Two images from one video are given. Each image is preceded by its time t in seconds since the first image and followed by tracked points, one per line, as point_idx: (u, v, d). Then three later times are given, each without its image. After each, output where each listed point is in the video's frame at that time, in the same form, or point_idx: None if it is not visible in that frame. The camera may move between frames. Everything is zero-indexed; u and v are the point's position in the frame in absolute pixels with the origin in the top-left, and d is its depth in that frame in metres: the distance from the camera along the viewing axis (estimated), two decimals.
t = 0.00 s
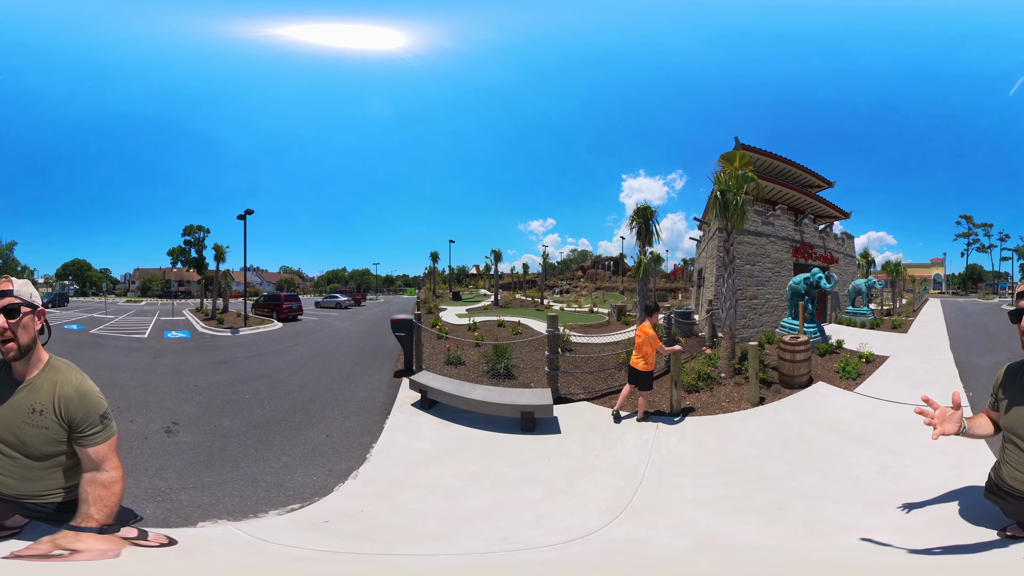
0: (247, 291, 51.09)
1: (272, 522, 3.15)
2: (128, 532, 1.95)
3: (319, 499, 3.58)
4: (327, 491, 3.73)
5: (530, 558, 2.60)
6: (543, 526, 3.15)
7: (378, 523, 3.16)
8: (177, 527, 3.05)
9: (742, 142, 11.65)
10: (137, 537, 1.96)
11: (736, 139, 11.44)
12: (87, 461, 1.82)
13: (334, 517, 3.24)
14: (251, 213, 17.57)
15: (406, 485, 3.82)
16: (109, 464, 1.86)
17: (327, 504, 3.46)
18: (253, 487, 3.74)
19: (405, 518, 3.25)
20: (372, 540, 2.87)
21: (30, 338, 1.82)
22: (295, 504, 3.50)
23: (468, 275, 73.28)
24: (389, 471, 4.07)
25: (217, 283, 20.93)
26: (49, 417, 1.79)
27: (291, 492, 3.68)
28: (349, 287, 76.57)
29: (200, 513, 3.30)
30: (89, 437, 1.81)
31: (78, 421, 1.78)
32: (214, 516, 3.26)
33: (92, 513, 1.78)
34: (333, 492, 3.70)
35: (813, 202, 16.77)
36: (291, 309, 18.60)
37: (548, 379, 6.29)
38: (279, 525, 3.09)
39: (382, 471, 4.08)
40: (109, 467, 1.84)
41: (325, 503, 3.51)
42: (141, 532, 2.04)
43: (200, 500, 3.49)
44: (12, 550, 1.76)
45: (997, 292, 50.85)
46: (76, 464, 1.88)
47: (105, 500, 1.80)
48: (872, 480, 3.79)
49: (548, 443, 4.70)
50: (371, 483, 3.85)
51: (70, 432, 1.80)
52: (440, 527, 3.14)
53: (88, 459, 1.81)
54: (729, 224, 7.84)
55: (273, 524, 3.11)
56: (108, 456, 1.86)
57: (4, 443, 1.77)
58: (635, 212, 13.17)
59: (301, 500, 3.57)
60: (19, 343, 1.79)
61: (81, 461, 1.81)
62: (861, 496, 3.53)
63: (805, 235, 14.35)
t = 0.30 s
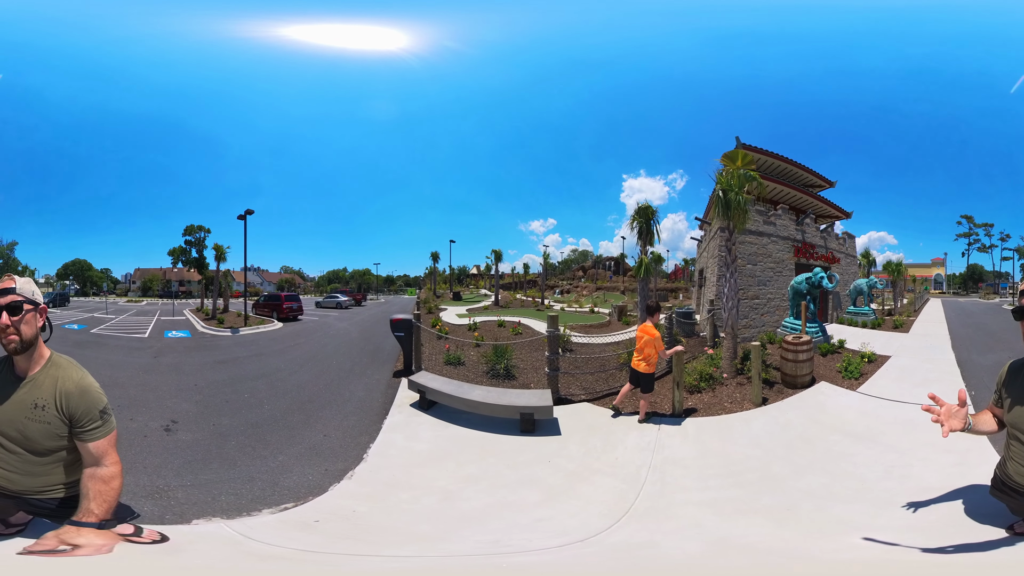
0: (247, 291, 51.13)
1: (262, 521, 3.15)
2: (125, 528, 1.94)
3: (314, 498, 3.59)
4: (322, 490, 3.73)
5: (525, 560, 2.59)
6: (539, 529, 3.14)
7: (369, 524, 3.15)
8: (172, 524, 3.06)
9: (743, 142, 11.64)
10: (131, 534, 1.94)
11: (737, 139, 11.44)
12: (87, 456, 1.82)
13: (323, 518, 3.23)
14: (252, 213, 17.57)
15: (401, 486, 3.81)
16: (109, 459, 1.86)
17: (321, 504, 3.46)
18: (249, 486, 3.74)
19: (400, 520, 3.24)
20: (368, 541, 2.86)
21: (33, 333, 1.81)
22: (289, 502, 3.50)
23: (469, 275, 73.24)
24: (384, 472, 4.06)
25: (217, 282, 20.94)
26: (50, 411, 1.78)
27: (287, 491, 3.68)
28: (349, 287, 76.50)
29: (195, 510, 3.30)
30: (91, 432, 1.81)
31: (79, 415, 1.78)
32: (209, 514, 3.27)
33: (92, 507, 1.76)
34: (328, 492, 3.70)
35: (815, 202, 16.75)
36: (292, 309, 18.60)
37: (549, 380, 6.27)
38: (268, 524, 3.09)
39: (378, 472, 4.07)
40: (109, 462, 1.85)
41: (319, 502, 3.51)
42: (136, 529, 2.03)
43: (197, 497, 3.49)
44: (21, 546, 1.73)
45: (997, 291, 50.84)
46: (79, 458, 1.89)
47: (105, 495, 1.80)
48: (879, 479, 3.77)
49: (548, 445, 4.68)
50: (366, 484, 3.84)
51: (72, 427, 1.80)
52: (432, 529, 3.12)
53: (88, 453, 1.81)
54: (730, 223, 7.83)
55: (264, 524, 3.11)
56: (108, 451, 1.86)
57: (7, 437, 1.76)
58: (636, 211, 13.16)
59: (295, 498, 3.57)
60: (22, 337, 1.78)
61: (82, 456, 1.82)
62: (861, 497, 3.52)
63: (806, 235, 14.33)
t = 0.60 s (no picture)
0: (247, 291, 51.13)
1: (266, 519, 3.15)
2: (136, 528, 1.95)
3: (316, 496, 3.59)
4: (324, 489, 3.73)
5: (522, 558, 2.60)
6: (534, 528, 3.15)
7: (370, 522, 3.16)
8: (178, 524, 3.06)
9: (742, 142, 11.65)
10: (143, 534, 1.95)
11: (737, 139, 11.44)
12: (97, 459, 1.83)
13: (325, 515, 3.24)
14: (252, 213, 17.57)
15: (399, 484, 3.82)
16: (120, 462, 1.87)
17: (322, 503, 3.46)
18: (251, 485, 3.75)
19: (398, 519, 3.25)
20: (366, 540, 2.87)
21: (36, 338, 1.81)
22: (291, 501, 3.50)
23: (468, 275, 73.19)
24: (383, 471, 4.07)
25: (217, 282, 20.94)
26: (58, 417, 1.79)
27: (289, 490, 3.69)
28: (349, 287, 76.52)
29: (200, 510, 3.30)
30: (100, 435, 1.82)
31: (88, 420, 1.79)
32: (215, 513, 3.28)
33: (106, 510, 1.78)
34: (329, 491, 3.71)
35: (814, 202, 16.73)
36: (292, 309, 18.61)
37: (548, 381, 6.28)
38: (272, 522, 3.09)
39: (377, 470, 4.08)
40: (120, 464, 1.86)
41: (320, 501, 3.52)
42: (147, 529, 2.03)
43: (200, 497, 3.50)
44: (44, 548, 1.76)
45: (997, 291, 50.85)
46: (88, 462, 1.89)
47: (118, 497, 1.82)
48: (876, 482, 3.77)
49: (546, 444, 4.70)
50: (365, 482, 3.85)
51: (81, 431, 1.81)
52: (430, 527, 3.13)
53: (99, 457, 1.82)
54: (730, 223, 7.85)
55: (268, 522, 3.11)
56: (118, 454, 1.88)
57: (17, 443, 1.77)
58: (636, 211, 13.17)
59: (297, 497, 3.57)
60: (25, 343, 1.77)
61: (92, 459, 1.83)
62: (857, 498, 3.53)
63: (806, 235, 14.34)
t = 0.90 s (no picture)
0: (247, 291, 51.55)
1: (271, 519, 3.17)
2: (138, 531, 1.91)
3: (318, 496, 3.60)
4: (325, 488, 3.74)
5: (521, 556, 2.62)
6: (531, 526, 3.16)
7: (370, 521, 3.17)
8: (182, 525, 3.06)
9: (742, 142, 11.66)
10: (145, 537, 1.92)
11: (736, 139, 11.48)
12: (109, 466, 1.87)
13: (330, 515, 3.25)
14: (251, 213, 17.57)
15: (400, 483, 3.83)
16: (131, 468, 1.91)
17: (323, 503, 3.47)
18: (253, 485, 3.75)
19: (399, 517, 3.25)
20: (367, 537, 2.88)
21: (46, 346, 1.81)
22: (295, 501, 3.52)
23: (468, 275, 73.19)
24: (383, 470, 4.07)
25: (216, 282, 20.94)
26: (78, 427, 1.82)
27: (292, 490, 3.70)
28: (349, 287, 76.47)
29: (203, 511, 3.31)
30: (115, 443, 1.87)
31: (108, 428, 1.84)
32: (219, 514, 3.28)
33: (114, 517, 1.81)
34: (331, 490, 3.71)
35: (813, 203, 16.73)
36: (291, 309, 18.62)
37: (546, 381, 6.29)
38: (278, 522, 3.10)
39: (378, 470, 4.09)
40: (131, 470, 1.89)
41: (323, 500, 3.53)
42: (150, 532, 1.98)
43: (202, 498, 3.51)
44: (25, 554, 1.66)
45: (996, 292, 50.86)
46: (98, 466, 1.91)
47: (127, 503, 1.85)
48: (871, 482, 3.80)
49: (544, 443, 4.71)
50: (366, 481, 3.86)
51: (98, 438, 1.84)
52: (431, 526, 3.14)
53: (110, 464, 1.86)
54: (728, 223, 7.87)
55: (273, 522, 3.13)
56: (130, 460, 1.91)
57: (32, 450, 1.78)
58: (635, 211, 13.19)
59: (301, 497, 3.58)
60: (35, 352, 1.78)
61: (103, 466, 1.86)
62: (854, 497, 3.55)
63: (804, 235, 14.36)
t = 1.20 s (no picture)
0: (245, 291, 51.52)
1: (267, 522, 3.17)
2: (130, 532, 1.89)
3: (316, 499, 3.60)
4: (324, 491, 3.74)
5: (523, 555, 2.62)
6: (542, 526, 3.16)
7: (372, 523, 3.17)
8: (173, 527, 3.06)
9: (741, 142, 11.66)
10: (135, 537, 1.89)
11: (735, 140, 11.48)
12: (105, 465, 1.88)
13: (331, 518, 3.25)
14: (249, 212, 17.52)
15: (401, 485, 3.83)
16: (127, 467, 1.93)
17: (320, 506, 3.47)
18: (249, 487, 3.75)
19: (402, 519, 3.25)
20: (369, 539, 2.89)
21: (51, 344, 1.80)
22: (292, 504, 3.51)
23: (467, 274, 73.22)
24: (384, 472, 4.08)
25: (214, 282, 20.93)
26: (80, 427, 1.82)
27: (288, 493, 3.69)
28: (348, 286, 76.43)
29: (195, 513, 3.31)
30: (115, 442, 1.88)
31: (110, 428, 1.86)
32: (210, 516, 3.28)
33: (106, 516, 1.81)
34: (329, 493, 3.71)
35: (812, 203, 16.76)
36: (289, 309, 18.62)
37: (546, 380, 6.30)
38: (274, 525, 3.11)
39: (379, 471, 4.09)
40: (127, 470, 1.91)
41: (322, 502, 3.53)
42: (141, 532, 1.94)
43: (196, 499, 3.51)
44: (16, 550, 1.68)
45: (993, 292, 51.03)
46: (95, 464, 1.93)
47: (121, 503, 1.85)
48: (871, 479, 3.82)
49: (545, 442, 4.72)
50: (367, 483, 3.86)
51: (99, 438, 1.85)
52: (437, 527, 3.14)
53: (107, 463, 1.87)
54: (728, 223, 7.89)
55: (270, 524, 3.14)
56: (126, 460, 1.93)
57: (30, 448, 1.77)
58: (635, 210, 13.20)
59: (298, 500, 3.58)
60: (38, 350, 1.77)
61: (99, 465, 1.87)
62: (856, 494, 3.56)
63: (803, 235, 14.39)
